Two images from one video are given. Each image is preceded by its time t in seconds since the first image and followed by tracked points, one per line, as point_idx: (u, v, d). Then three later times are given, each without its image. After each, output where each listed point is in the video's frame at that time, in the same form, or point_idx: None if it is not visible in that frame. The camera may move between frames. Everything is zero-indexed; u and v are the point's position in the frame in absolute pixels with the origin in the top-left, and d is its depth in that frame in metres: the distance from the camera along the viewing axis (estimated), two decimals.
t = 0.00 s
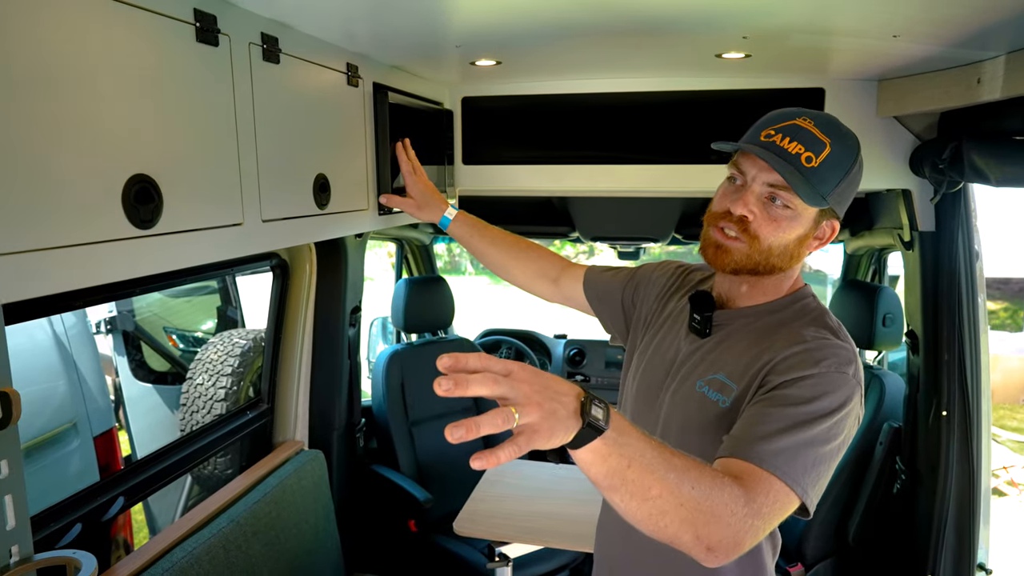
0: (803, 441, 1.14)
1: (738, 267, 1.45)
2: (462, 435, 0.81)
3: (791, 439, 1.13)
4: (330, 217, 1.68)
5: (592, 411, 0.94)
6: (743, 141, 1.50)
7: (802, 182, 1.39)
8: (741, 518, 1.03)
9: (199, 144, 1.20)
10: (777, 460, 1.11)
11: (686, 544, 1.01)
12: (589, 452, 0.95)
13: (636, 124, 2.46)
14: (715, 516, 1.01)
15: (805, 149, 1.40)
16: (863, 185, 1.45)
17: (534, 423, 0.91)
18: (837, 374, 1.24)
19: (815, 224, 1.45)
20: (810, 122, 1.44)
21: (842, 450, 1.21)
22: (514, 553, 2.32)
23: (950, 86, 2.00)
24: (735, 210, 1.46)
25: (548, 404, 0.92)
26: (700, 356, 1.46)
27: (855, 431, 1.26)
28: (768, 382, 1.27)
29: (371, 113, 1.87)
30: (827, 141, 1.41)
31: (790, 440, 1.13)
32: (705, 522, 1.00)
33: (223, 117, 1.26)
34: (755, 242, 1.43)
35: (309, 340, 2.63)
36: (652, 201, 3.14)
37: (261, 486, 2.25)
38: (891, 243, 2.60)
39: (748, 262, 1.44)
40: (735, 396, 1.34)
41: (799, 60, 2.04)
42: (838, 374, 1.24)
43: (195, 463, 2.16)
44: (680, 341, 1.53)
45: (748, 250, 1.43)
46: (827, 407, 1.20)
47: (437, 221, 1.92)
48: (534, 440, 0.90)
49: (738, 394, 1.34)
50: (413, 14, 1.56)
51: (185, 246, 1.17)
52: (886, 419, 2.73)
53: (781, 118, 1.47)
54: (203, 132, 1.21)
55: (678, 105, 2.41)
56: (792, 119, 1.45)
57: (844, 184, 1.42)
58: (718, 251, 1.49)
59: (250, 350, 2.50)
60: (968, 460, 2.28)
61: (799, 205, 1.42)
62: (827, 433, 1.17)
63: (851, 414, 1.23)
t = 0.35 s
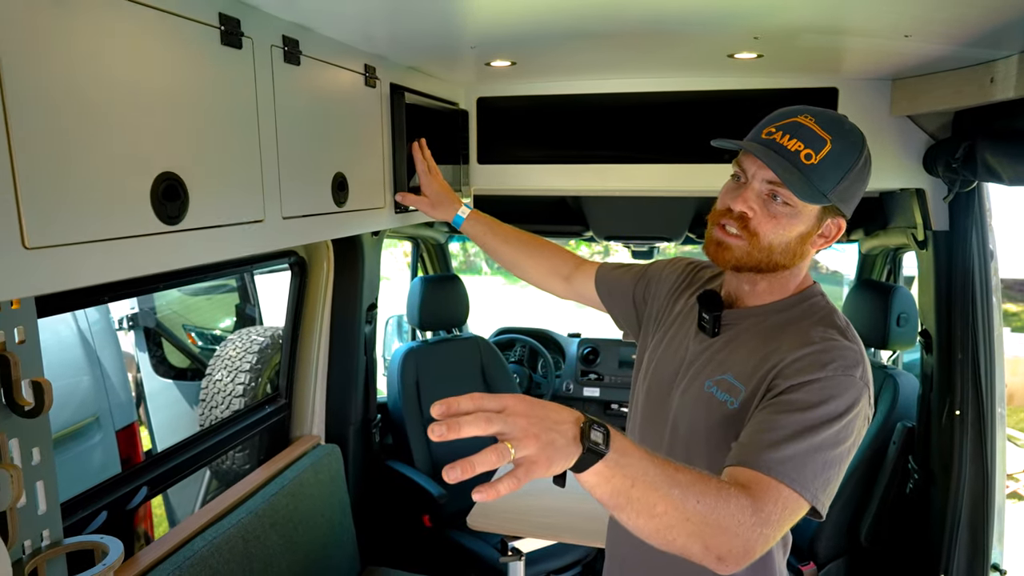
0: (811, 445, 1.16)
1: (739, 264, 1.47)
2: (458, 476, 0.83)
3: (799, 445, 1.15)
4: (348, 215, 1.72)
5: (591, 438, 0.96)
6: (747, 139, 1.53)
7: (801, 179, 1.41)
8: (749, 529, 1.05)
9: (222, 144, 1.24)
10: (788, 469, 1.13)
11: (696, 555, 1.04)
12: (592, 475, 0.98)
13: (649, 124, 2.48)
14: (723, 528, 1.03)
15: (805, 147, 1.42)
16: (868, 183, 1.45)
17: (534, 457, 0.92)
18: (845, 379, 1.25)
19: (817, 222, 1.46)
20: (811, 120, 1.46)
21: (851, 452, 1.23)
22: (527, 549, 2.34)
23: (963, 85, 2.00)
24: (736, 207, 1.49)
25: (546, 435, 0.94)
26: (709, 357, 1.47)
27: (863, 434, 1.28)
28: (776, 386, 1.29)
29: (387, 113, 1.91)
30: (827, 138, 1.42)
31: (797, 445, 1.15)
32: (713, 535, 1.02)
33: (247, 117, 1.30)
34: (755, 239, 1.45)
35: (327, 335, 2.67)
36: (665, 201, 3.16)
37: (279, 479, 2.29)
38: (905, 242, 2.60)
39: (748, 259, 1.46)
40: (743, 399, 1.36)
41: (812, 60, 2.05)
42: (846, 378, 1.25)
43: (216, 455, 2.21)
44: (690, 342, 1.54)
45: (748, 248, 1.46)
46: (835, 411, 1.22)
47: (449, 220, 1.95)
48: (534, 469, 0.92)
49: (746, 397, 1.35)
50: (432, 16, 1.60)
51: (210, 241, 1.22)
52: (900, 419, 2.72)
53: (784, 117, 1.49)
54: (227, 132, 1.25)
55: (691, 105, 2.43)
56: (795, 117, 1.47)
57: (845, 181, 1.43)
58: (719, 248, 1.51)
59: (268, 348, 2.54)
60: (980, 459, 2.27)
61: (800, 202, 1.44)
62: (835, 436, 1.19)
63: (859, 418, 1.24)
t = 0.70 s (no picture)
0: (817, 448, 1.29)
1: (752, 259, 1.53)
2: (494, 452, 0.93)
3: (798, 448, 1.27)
4: (384, 209, 1.83)
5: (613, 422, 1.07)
6: (757, 138, 1.59)
7: (809, 177, 1.46)
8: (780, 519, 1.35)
9: (274, 142, 1.36)
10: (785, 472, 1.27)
11: (720, 518, 1.32)
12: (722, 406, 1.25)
13: (670, 124, 2.57)
14: (760, 515, 1.31)
15: (813, 146, 1.48)
16: (874, 180, 1.50)
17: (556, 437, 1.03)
18: (844, 377, 1.34)
19: (827, 217, 1.51)
20: (820, 119, 1.51)
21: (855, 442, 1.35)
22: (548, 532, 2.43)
23: (976, 87, 2.06)
24: (748, 204, 1.54)
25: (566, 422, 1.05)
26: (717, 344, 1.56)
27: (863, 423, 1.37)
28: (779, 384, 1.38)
29: (419, 114, 2.01)
30: (835, 137, 1.48)
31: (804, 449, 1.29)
32: (746, 513, 1.30)
33: (295, 118, 1.42)
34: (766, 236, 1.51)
35: (359, 325, 2.80)
36: (687, 199, 3.24)
37: (315, 461, 2.42)
38: (922, 241, 2.66)
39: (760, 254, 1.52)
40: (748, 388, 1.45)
41: (827, 63, 2.12)
42: (845, 375, 1.34)
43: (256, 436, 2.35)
44: (700, 330, 1.63)
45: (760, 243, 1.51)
46: (835, 410, 1.32)
47: (477, 216, 2.03)
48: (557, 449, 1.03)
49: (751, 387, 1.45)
50: (464, 24, 1.71)
51: (264, 231, 1.34)
52: (916, 414, 2.77)
53: (794, 117, 1.55)
54: (278, 132, 1.37)
55: (712, 106, 2.51)
56: (803, 118, 1.53)
57: (852, 179, 1.48)
58: (732, 243, 1.57)
59: (301, 339, 2.66)
60: (993, 452, 2.32)
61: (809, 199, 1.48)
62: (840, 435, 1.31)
63: (858, 413, 1.33)
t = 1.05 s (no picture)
0: (811, 441, 1.32)
1: (742, 252, 1.59)
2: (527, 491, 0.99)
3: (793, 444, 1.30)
4: (391, 211, 1.87)
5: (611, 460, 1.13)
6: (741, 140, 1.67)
7: (790, 169, 1.53)
8: (771, 511, 1.26)
9: (287, 147, 1.40)
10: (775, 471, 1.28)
11: (718, 537, 1.24)
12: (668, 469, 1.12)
13: (672, 127, 2.61)
14: (750, 520, 1.22)
15: (791, 141, 1.55)
16: (854, 172, 1.57)
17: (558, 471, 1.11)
18: (836, 372, 1.37)
19: (813, 209, 1.57)
20: (797, 117, 1.58)
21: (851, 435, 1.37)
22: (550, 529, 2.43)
23: (972, 91, 2.09)
24: (735, 200, 1.61)
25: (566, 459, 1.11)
26: (715, 341, 1.60)
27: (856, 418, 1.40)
28: (773, 381, 1.42)
29: (426, 118, 2.06)
30: (812, 132, 1.55)
31: (799, 443, 1.32)
32: (736, 531, 1.22)
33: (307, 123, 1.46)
34: (754, 228, 1.57)
35: (364, 324, 2.84)
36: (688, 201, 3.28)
37: (322, 457, 2.47)
38: (918, 242, 2.70)
39: (748, 245, 1.57)
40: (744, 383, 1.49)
41: (825, 68, 2.16)
42: (837, 370, 1.38)
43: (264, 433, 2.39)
44: (699, 327, 1.68)
45: (748, 235, 1.57)
46: (828, 403, 1.35)
47: (482, 219, 2.08)
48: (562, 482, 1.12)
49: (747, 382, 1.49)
50: (470, 30, 1.75)
51: (277, 232, 1.38)
52: (913, 412, 2.82)
53: (773, 119, 1.63)
54: (291, 137, 1.41)
55: (712, 109, 2.55)
56: (781, 118, 1.60)
57: (830, 171, 1.54)
58: (723, 239, 1.63)
59: (306, 339, 2.70)
60: (988, 450, 2.36)
61: (793, 190, 1.55)
62: (835, 427, 1.33)
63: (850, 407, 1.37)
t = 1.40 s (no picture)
0: (809, 441, 1.37)
1: (729, 248, 1.63)
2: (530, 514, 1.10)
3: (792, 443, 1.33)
4: (398, 212, 1.91)
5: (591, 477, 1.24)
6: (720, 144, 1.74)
7: (765, 161, 1.58)
8: (767, 513, 1.31)
9: (298, 149, 1.43)
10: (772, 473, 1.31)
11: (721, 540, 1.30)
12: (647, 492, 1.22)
13: (673, 128, 2.64)
14: (745, 525, 1.27)
15: (763, 136, 1.60)
16: (831, 159, 1.60)
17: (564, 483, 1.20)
18: (833, 372, 1.42)
19: (796, 200, 1.61)
20: (769, 115, 1.64)
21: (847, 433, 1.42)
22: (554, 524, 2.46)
23: (968, 93, 2.13)
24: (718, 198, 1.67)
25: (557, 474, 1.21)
26: (713, 343, 1.63)
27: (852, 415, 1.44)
28: (772, 381, 1.46)
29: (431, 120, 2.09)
30: (782, 125, 1.59)
31: (799, 443, 1.37)
32: (736, 534, 1.28)
33: (316, 125, 1.50)
34: (737, 222, 1.62)
35: (369, 323, 2.87)
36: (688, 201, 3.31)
37: (328, 454, 2.50)
38: (916, 241, 2.73)
39: (734, 240, 1.62)
40: (744, 383, 1.53)
41: (824, 70, 2.20)
42: (833, 370, 1.42)
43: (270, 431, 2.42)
44: (698, 328, 1.70)
45: (732, 230, 1.63)
46: (827, 403, 1.40)
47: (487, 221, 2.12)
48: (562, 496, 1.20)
49: (746, 382, 1.52)
50: (474, 35, 1.78)
51: (287, 233, 1.41)
52: (911, 410, 2.85)
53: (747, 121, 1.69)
54: (302, 139, 1.44)
55: (712, 111, 2.58)
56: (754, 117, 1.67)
57: (808, 159, 1.58)
58: (711, 238, 1.68)
59: (311, 338, 2.73)
60: (985, 447, 2.39)
61: (772, 183, 1.60)
62: (833, 427, 1.38)
63: (846, 405, 1.41)
